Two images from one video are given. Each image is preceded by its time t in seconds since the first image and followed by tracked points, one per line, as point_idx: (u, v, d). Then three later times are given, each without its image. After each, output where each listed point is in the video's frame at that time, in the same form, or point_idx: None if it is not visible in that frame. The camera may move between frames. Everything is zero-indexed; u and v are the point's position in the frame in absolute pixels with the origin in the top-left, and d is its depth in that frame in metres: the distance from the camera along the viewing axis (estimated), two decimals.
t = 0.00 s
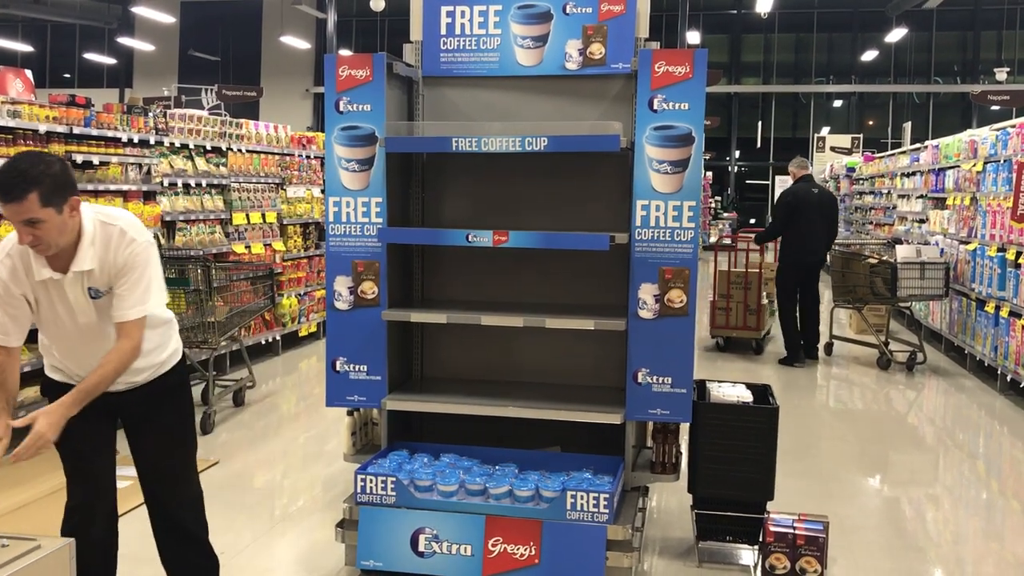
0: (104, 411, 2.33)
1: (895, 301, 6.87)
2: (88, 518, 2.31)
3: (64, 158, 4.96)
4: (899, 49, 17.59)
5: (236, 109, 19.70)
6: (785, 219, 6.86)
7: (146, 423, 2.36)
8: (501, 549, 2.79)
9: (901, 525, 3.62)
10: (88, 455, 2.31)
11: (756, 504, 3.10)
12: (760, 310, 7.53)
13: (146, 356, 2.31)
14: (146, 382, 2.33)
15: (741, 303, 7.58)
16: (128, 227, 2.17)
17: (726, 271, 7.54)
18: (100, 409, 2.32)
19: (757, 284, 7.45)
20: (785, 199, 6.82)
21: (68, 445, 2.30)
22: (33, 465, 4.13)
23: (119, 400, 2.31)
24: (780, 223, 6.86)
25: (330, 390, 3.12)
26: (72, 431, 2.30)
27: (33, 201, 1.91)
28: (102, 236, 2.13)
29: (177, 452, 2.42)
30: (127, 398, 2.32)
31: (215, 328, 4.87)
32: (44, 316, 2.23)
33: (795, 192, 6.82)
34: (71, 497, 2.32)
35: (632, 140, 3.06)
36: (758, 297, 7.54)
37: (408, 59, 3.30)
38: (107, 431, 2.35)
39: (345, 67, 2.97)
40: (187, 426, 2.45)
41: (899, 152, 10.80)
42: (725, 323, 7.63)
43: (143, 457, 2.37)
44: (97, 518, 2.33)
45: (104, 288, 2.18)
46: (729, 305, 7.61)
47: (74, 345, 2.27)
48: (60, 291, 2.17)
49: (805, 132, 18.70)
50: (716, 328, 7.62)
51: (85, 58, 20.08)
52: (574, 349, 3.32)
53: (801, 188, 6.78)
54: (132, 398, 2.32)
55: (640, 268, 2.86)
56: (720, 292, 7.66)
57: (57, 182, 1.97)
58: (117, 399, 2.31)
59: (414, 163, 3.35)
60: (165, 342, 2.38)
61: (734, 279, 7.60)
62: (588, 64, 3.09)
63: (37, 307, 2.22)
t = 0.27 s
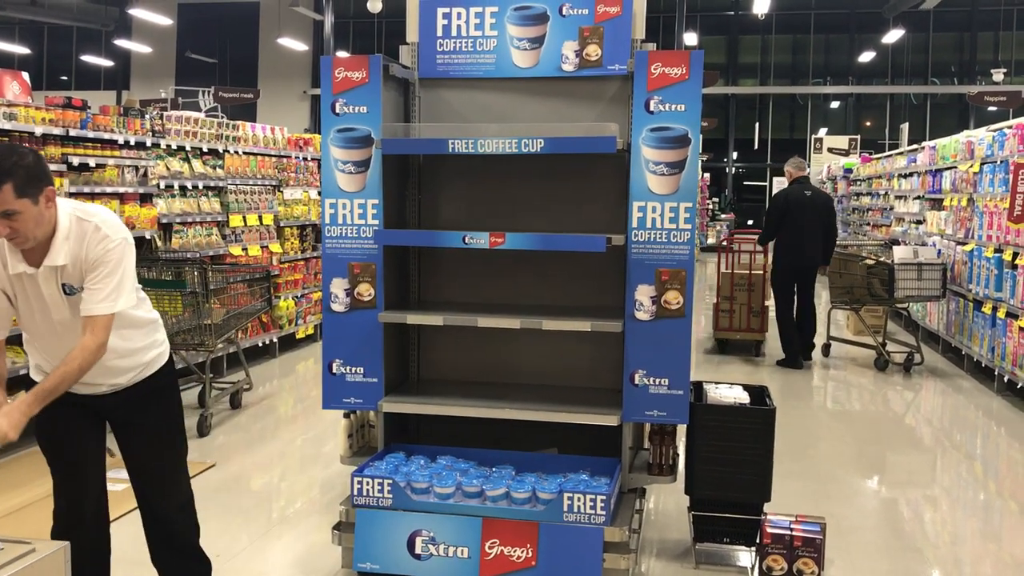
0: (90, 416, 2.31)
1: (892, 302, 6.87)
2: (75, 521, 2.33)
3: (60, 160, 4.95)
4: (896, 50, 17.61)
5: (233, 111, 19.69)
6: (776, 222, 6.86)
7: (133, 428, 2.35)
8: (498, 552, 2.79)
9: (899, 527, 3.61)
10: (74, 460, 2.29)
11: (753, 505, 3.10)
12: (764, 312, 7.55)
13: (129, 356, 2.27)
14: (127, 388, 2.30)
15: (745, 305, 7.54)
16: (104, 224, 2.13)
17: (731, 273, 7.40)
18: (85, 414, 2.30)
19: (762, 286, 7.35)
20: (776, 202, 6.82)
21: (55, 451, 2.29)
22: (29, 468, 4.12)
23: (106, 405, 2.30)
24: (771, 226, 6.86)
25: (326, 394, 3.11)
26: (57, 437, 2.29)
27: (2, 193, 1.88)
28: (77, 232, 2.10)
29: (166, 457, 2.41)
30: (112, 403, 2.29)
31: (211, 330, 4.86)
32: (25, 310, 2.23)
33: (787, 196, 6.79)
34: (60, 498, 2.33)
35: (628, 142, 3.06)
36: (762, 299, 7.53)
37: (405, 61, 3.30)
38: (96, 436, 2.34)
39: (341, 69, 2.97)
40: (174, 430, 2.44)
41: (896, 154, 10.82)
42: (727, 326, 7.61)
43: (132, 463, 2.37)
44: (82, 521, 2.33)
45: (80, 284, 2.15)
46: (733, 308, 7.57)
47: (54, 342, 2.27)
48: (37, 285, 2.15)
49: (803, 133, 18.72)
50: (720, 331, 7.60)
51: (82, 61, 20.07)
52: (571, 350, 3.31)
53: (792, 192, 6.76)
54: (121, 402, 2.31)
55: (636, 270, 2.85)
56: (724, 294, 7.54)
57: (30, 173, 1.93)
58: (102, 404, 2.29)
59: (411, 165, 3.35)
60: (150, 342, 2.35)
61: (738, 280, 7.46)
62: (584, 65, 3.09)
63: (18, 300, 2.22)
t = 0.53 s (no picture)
0: (79, 420, 2.29)
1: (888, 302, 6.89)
2: (64, 527, 2.32)
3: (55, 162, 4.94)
4: (891, 51, 17.65)
5: (229, 112, 19.66)
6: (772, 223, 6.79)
7: (121, 432, 2.33)
8: (494, 552, 2.79)
9: (894, 526, 3.62)
10: (58, 462, 2.28)
11: (748, 505, 3.11)
12: (765, 312, 7.48)
13: (124, 351, 2.27)
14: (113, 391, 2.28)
15: (746, 306, 7.49)
16: (107, 202, 2.16)
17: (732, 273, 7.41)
18: (73, 418, 2.27)
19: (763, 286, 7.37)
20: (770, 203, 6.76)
21: (40, 451, 2.28)
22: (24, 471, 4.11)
23: (93, 409, 2.27)
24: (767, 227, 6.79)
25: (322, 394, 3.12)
26: (45, 437, 2.27)
27: (14, 157, 1.92)
28: (81, 211, 2.12)
29: (154, 460, 2.40)
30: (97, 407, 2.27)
31: (207, 332, 4.85)
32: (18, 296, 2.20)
33: (778, 196, 6.73)
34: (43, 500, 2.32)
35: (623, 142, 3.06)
36: (763, 300, 7.49)
37: (399, 62, 3.30)
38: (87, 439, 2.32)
39: (336, 70, 2.97)
40: (163, 434, 2.42)
41: (891, 154, 10.85)
42: (729, 327, 7.53)
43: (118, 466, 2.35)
44: (71, 527, 2.33)
45: (83, 263, 2.14)
46: (735, 309, 7.52)
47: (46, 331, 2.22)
48: (37, 266, 2.14)
49: (799, 134, 18.75)
50: (721, 332, 7.53)
51: (77, 62, 20.04)
52: (567, 351, 3.32)
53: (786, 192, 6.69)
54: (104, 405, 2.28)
55: (631, 270, 2.86)
56: (724, 295, 7.54)
57: (38, 141, 1.98)
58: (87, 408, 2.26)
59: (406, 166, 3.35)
60: (142, 338, 2.35)
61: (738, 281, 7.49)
62: (579, 66, 3.10)
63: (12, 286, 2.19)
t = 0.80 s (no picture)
0: (77, 423, 2.24)
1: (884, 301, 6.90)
2: (59, 532, 2.24)
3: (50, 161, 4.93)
4: (886, 50, 17.68)
5: (224, 112, 19.63)
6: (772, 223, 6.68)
7: (117, 435, 2.30)
8: (490, 552, 2.79)
9: (890, 525, 3.63)
10: (53, 464, 2.21)
11: (744, 504, 3.11)
12: (765, 313, 7.44)
13: (131, 343, 2.32)
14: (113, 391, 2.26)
15: (746, 306, 7.47)
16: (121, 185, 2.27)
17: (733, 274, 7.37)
18: (72, 419, 2.22)
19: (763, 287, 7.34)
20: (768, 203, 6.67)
21: (34, 452, 2.22)
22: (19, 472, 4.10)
23: (92, 410, 2.24)
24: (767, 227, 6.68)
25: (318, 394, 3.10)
26: (41, 437, 2.21)
27: (56, 130, 1.98)
28: (101, 192, 2.22)
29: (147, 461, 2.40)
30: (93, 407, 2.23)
31: (202, 331, 4.84)
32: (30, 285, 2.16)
33: (778, 196, 6.63)
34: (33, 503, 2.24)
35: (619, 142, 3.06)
36: (763, 301, 7.47)
37: (395, 61, 3.30)
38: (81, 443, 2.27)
39: (331, 70, 2.97)
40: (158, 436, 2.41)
41: (886, 153, 10.87)
42: (729, 328, 7.51)
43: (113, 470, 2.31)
44: (66, 532, 2.25)
45: (106, 242, 2.21)
46: (735, 309, 7.49)
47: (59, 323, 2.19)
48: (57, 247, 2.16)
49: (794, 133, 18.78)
50: (721, 333, 7.50)
51: (72, 61, 20.01)
52: (563, 351, 3.32)
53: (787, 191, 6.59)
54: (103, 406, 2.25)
55: (627, 270, 2.86)
56: (725, 296, 7.50)
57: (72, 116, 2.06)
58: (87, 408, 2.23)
59: (401, 165, 3.34)
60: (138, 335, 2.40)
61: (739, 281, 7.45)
62: (574, 66, 3.10)
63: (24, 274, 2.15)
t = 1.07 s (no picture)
0: (89, 421, 2.22)
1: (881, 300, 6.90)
2: (68, 530, 2.23)
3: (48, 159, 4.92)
4: (885, 49, 17.69)
5: (222, 110, 19.60)
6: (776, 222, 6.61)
7: (125, 432, 2.30)
8: (488, 550, 2.79)
9: (887, 524, 3.63)
10: (65, 465, 2.19)
11: (742, 503, 3.11)
12: (768, 314, 7.22)
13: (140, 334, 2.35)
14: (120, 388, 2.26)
15: (748, 307, 7.24)
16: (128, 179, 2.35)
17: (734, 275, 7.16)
18: (84, 418, 2.20)
19: (765, 287, 7.13)
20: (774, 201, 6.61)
21: (43, 453, 2.18)
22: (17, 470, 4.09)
23: (103, 408, 2.24)
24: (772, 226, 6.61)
25: (315, 392, 3.11)
26: (53, 437, 2.17)
27: (89, 116, 2.04)
28: (114, 183, 2.29)
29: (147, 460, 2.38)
30: (98, 407, 2.22)
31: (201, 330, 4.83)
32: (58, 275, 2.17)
33: (783, 193, 6.56)
34: (41, 504, 2.21)
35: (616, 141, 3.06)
36: (766, 301, 7.23)
37: (393, 60, 3.30)
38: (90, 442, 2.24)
39: (329, 68, 2.96)
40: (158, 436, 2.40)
41: (884, 153, 10.88)
42: (731, 329, 7.25)
43: (119, 470, 2.31)
44: (77, 530, 2.24)
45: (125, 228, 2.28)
46: (737, 310, 7.25)
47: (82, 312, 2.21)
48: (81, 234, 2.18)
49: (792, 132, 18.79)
50: (722, 334, 7.25)
51: (70, 60, 19.99)
52: (562, 349, 3.32)
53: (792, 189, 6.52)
54: (112, 404, 2.25)
55: (625, 268, 2.86)
56: (726, 297, 7.26)
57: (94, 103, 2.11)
58: (97, 407, 2.22)
59: (400, 164, 3.34)
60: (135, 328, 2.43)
61: (741, 282, 7.24)
62: (572, 64, 3.09)
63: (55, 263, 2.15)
